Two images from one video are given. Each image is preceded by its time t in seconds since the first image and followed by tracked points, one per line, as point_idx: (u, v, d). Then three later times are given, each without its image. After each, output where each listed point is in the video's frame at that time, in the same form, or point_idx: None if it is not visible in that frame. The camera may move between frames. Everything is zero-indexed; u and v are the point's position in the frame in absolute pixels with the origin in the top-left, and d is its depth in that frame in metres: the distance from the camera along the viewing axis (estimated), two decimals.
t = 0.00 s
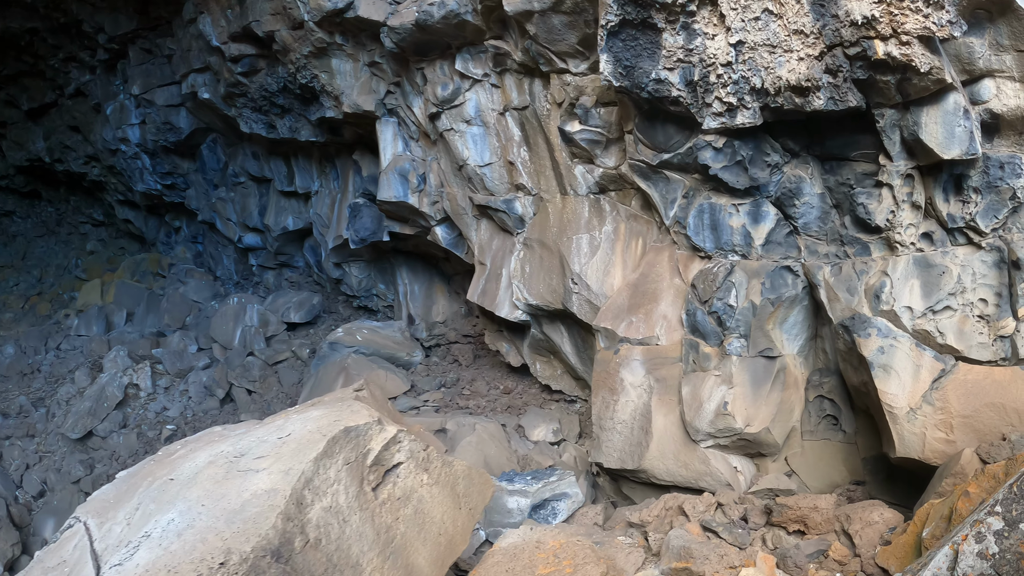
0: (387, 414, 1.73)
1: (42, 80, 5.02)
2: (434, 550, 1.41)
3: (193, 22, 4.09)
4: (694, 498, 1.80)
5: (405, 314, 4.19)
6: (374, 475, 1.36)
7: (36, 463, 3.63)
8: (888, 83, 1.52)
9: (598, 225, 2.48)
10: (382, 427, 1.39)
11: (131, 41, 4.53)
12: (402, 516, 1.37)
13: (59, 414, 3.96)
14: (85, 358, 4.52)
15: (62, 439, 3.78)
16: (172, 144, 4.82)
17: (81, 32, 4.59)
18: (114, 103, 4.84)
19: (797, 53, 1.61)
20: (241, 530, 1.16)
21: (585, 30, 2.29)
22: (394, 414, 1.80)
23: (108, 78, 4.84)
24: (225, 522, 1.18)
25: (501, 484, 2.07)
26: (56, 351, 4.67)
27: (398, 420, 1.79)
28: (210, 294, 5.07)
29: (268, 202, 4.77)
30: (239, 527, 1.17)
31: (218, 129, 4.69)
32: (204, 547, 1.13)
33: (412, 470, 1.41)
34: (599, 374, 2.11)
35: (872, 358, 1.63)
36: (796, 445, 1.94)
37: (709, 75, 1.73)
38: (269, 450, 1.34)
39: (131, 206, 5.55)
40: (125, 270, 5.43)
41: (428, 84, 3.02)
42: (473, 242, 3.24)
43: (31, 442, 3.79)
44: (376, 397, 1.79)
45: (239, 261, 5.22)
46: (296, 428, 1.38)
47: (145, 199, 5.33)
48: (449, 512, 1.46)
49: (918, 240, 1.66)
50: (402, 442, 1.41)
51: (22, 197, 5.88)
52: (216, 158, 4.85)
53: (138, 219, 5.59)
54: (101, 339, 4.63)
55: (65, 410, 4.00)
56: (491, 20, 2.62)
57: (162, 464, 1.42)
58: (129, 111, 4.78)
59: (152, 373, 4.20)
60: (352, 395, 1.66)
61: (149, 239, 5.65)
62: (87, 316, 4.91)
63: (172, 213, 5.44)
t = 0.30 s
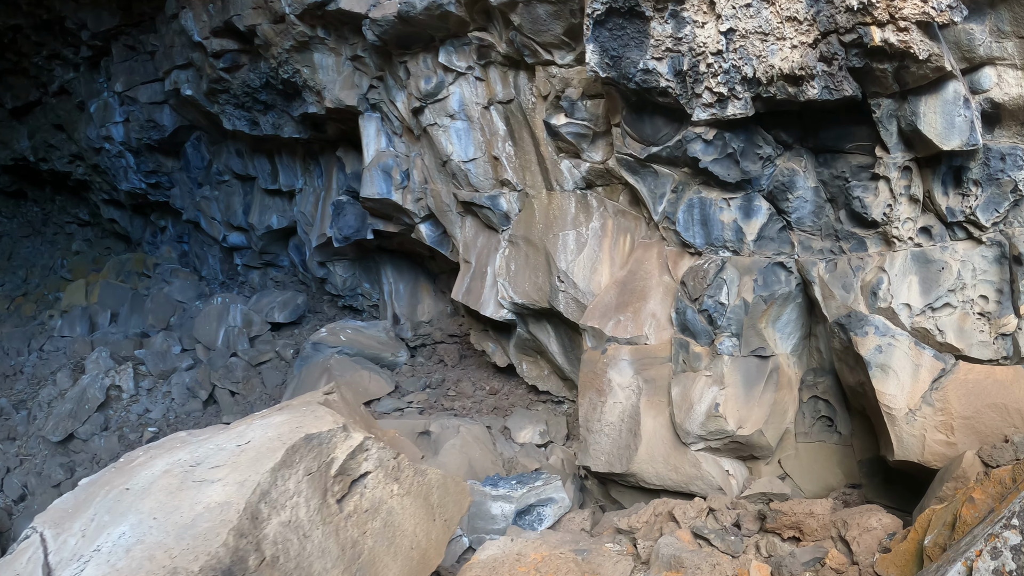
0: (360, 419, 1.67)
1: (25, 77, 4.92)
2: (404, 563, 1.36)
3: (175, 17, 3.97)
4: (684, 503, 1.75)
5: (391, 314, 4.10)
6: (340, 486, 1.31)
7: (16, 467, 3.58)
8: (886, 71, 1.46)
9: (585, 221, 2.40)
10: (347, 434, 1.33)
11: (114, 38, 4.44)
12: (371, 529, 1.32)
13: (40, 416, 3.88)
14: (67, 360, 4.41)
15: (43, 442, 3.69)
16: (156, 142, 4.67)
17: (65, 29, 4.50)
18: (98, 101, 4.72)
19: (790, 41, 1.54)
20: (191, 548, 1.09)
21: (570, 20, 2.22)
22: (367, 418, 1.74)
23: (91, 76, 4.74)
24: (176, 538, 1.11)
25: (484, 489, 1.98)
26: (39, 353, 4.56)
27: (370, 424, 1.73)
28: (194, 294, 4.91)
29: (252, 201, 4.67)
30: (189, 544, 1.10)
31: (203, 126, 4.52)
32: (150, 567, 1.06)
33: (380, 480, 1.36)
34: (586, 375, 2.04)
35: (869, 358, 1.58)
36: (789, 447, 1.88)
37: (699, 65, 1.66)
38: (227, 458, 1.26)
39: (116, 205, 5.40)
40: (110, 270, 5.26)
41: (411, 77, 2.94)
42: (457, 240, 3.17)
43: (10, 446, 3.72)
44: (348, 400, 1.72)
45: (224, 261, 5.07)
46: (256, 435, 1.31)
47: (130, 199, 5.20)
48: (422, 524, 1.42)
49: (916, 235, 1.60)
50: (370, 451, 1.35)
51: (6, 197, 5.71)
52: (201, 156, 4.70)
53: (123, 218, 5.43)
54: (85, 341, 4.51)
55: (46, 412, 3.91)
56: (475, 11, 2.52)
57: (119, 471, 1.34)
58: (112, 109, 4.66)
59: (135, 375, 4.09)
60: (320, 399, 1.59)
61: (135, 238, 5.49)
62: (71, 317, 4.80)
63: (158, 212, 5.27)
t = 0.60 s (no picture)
0: (329, 431, 1.56)
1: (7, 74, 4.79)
2: None
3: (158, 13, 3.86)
4: (677, 513, 1.68)
5: (377, 314, 4.00)
6: (297, 507, 1.24)
7: None
8: (890, 58, 1.38)
9: (573, 218, 2.32)
10: (306, 451, 1.25)
11: (98, 34, 4.32)
12: (331, 553, 1.25)
13: (22, 420, 3.73)
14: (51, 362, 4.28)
15: (23, 447, 3.53)
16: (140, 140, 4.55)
17: (48, 26, 4.39)
18: (83, 99, 4.60)
19: (788, 27, 1.46)
20: None
21: (558, 9, 2.12)
22: (337, 428, 1.63)
23: (76, 73, 4.62)
24: (111, 568, 1.04)
25: (467, 498, 1.88)
26: (22, 355, 4.43)
27: (340, 436, 1.62)
28: (180, 295, 4.81)
29: (237, 199, 4.55)
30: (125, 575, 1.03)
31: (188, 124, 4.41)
32: None
33: (342, 501, 1.29)
34: (575, 379, 1.96)
35: (872, 361, 1.51)
36: (787, 453, 1.81)
37: (692, 53, 1.57)
38: (174, 477, 1.19)
39: (104, 205, 5.27)
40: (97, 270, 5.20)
41: (395, 71, 2.84)
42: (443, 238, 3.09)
43: None
44: (316, 407, 1.61)
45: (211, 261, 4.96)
46: (207, 451, 1.23)
47: (117, 198, 5.07)
48: (391, 547, 1.35)
49: (922, 231, 1.53)
50: (332, 470, 1.28)
51: None
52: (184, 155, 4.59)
53: (111, 218, 5.30)
54: (69, 343, 4.37)
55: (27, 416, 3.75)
56: (460, 1, 2.43)
57: (69, 485, 1.26)
58: (97, 107, 4.55)
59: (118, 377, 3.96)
60: (285, 408, 1.48)
61: (122, 238, 5.36)
62: (55, 318, 4.65)
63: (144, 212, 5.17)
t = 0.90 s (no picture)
0: (287, 446, 1.45)
1: None
2: None
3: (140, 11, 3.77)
4: (663, 526, 1.61)
5: (362, 316, 3.89)
6: (238, 531, 1.17)
7: None
8: (886, 47, 1.32)
9: (558, 218, 2.24)
10: (247, 470, 1.18)
11: (82, 32, 4.23)
12: None
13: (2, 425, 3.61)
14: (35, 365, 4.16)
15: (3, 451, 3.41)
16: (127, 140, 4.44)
17: (33, 25, 4.29)
18: (69, 99, 4.49)
19: (780, 14, 1.38)
20: None
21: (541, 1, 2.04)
22: (297, 442, 1.51)
23: (62, 72, 4.51)
24: None
25: (446, 508, 1.80)
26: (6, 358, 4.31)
27: (300, 449, 1.50)
28: (167, 296, 4.68)
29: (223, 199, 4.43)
30: None
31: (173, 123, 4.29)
32: None
33: (287, 525, 1.21)
34: (559, 384, 1.88)
35: (869, 367, 1.44)
36: (780, 461, 1.73)
37: (679, 44, 1.49)
38: (108, 497, 1.12)
39: (91, 205, 5.17)
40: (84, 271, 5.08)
41: (376, 67, 2.76)
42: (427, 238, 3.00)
43: None
44: (273, 418, 1.47)
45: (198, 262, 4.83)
46: (145, 469, 1.16)
47: (104, 199, 4.95)
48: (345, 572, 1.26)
49: (920, 230, 1.46)
50: (276, 492, 1.21)
51: None
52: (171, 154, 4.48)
53: (98, 219, 5.21)
54: (53, 345, 4.24)
55: (8, 420, 3.64)
56: None
57: (10, 502, 1.19)
58: (84, 106, 4.44)
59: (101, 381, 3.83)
60: (236, 420, 1.37)
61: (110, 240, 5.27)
62: (41, 320, 4.51)
63: (132, 212, 5.06)
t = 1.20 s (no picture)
0: (228, 464, 1.34)
1: None
2: None
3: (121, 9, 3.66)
4: (641, 543, 1.51)
5: (344, 318, 3.77)
6: (152, 562, 1.06)
7: None
8: (879, 34, 1.23)
9: (538, 217, 2.16)
10: (162, 495, 1.07)
11: (65, 31, 4.11)
12: None
13: None
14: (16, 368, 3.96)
15: None
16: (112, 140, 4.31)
17: (15, 22, 4.17)
18: (54, 98, 4.36)
19: None
20: None
21: None
22: (238, 458, 1.38)
23: (47, 71, 4.38)
24: None
25: (417, 522, 1.72)
26: None
27: (241, 465, 1.38)
28: (153, 298, 4.54)
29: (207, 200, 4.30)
30: None
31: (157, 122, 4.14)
32: None
33: (208, 555, 1.10)
34: (535, 392, 1.79)
35: (860, 376, 1.36)
36: (767, 472, 1.65)
37: (658, 33, 1.41)
38: (15, 521, 1.01)
39: (78, 205, 5.02)
40: (70, 272, 4.93)
41: (352, 63, 2.66)
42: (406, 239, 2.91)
43: None
44: (212, 431, 1.35)
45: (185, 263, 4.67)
46: (59, 491, 1.05)
47: (90, 199, 4.81)
48: None
49: (915, 229, 1.38)
50: (198, 519, 1.10)
51: None
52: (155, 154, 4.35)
53: (86, 219, 5.07)
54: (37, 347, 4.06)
55: None
56: None
57: None
58: (68, 105, 4.31)
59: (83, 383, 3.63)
60: (169, 437, 1.25)
61: (98, 241, 5.13)
62: (24, 321, 4.35)
63: (119, 213, 4.91)
